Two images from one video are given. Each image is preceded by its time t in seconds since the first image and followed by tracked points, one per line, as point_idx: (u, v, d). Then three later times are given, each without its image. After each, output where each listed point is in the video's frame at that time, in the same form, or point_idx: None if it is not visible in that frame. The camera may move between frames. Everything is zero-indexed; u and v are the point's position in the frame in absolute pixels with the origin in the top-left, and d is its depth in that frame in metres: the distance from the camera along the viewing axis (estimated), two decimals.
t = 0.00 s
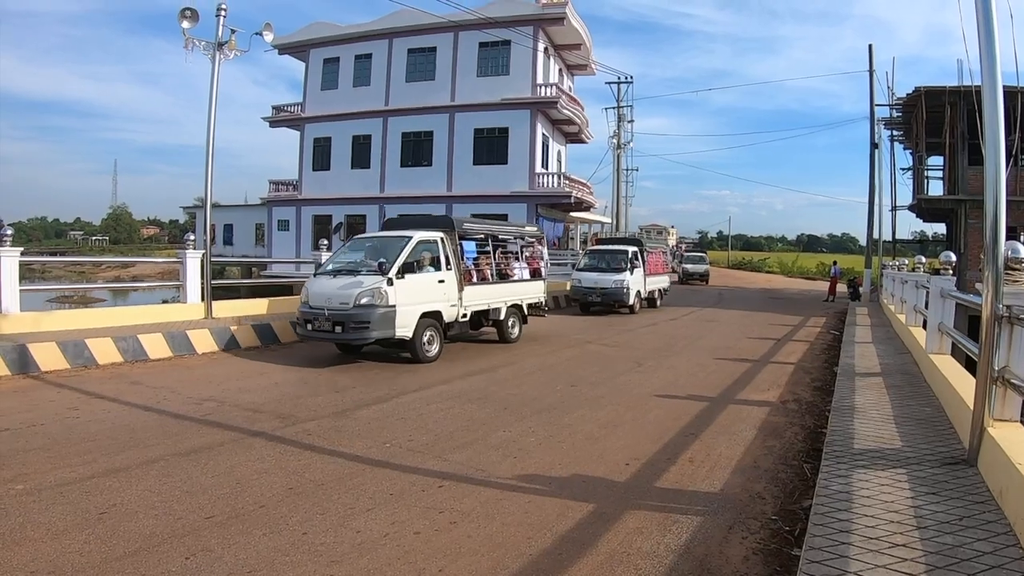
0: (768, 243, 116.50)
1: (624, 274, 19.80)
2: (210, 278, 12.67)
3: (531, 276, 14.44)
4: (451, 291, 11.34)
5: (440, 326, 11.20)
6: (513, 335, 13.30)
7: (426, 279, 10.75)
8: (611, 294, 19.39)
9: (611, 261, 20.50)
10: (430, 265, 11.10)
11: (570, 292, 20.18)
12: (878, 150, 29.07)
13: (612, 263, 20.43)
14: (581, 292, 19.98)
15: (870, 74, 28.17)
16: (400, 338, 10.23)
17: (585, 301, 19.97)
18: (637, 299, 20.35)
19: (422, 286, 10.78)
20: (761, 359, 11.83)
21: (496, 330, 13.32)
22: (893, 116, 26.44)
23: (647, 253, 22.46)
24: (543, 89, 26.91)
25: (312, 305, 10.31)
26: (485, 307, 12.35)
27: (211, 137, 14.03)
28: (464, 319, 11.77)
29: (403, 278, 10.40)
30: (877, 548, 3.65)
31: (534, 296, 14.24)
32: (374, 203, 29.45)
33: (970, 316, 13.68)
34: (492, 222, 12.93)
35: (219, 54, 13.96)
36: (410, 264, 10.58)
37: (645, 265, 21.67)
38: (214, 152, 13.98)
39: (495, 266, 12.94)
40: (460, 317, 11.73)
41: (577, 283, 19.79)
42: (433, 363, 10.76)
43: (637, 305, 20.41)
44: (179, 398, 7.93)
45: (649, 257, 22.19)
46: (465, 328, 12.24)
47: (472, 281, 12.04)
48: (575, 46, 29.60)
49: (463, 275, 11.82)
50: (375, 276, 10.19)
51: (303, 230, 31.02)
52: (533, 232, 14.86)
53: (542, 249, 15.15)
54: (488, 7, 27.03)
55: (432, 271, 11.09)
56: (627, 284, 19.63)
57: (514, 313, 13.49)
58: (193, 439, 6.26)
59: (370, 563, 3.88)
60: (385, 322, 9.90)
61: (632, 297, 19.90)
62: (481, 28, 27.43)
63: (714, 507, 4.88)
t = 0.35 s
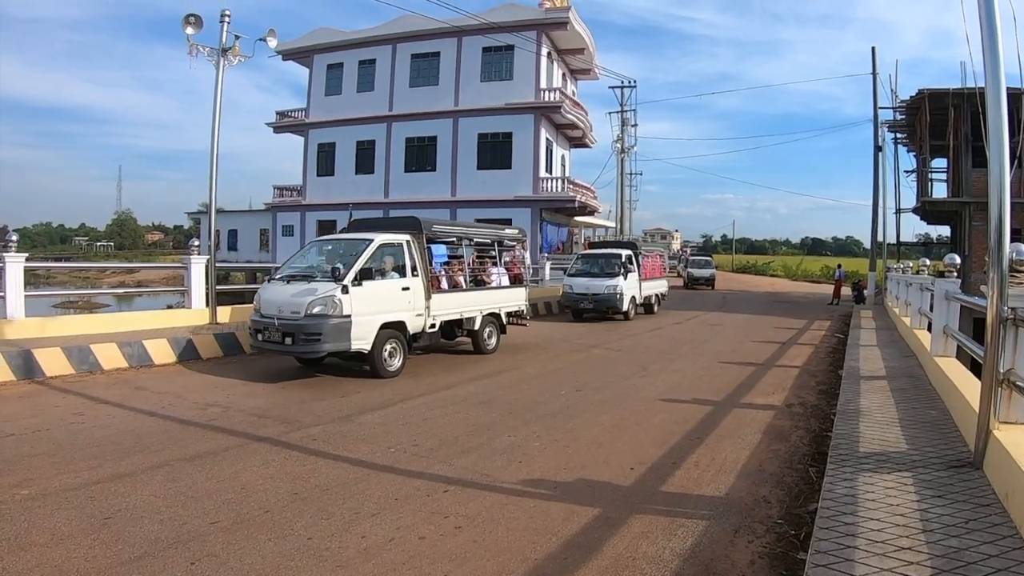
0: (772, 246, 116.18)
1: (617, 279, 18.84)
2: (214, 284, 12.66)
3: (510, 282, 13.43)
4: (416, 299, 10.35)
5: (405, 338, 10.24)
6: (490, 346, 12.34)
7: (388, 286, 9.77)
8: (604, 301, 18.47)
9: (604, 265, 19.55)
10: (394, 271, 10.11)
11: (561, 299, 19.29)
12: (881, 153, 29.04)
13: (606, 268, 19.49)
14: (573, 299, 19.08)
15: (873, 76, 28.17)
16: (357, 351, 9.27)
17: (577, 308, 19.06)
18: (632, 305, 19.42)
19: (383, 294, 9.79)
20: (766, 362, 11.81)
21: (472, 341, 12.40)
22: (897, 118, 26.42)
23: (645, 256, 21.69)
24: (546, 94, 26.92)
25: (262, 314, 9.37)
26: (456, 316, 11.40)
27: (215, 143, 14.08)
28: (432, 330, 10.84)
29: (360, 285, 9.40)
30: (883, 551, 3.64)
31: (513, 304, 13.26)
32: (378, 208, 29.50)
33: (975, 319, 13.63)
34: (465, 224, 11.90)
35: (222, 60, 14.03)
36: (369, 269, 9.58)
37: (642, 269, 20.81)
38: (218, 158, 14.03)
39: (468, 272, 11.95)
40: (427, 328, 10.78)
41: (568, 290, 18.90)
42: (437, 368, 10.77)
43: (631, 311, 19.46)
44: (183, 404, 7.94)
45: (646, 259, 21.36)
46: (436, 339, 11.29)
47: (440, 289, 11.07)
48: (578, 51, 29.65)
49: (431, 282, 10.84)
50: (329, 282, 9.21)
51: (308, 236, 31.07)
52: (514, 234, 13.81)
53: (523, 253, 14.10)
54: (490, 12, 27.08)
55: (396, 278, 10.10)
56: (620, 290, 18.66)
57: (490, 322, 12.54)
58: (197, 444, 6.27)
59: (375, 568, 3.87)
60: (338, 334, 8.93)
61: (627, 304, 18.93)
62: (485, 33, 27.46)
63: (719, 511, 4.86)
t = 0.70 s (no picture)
0: (775, 248, 116.00)
1: (609, 281, 17.89)
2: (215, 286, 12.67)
3: (484, 285, 12.33)
4: (372, 303, 9.45)
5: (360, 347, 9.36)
6: (461, 355, 11.32)
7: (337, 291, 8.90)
8: (594, 304, 17.53)
9: (595, 267, 18.61)
10: (346, 274, 9.21)
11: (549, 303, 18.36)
12: (886, 154, 28.99)
13: (597, 269, 18.54)
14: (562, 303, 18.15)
15: (876, 78, 28.13)
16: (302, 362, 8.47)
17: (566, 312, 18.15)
18: (625, 309, 18.48)
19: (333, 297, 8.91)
20: (770, 364, 11.78)
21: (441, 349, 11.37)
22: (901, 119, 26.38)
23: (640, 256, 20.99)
24: (549, 96, 26.95)
25: (202, 321, 8.64)
26: (420, 323, 10.40)
27: (219, 145, 14.11)
28: (391, 337, 9.88)
29: (304, 289, 8.56)
30: (886, 553, 3.63)
31: (488, 310, 12.22)
32: (382, 210, 29.54)
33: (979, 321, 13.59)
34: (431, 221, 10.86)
35: (226, 62, 14.07)
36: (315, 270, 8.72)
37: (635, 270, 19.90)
38: (222, 160, 14.06)
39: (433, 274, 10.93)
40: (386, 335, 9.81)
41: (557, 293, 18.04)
42: (441, 369, 10.78)
43: (624, 315, 18.49)
44: (185, 406, 7.93)
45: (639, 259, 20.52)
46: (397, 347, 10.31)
47: (401, 292, 10.11)
48: (581, 53, 29.67)
49: (388, 285, 9.88)
50: (270, 286, 8.41)
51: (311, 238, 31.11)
52: (489, 232, 12.65)
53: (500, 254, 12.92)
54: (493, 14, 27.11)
55: (348, 280, 9.20)
56: (611, 293, 17.71)
57: (461, 328, 11.50)
58: (201, 445, 6.28)
59: (378, 570, 3.88)
60: (278, 342, 8.14)
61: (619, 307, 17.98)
62: (488, 35, 27.48)
63: (723, 513, 4.86)
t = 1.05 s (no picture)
0: (777, 251, 115.94)
1: (597, 285, 17.07)
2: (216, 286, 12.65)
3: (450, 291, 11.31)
4: (317, 310, 8.52)
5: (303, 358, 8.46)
6: (422, 367, 10.32)
7: (274, 295, 7.98)
8: (581, 310, 16.74)
9: (583, 271, 17.79)
10: (287, 276, 8.28)
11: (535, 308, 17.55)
12: (887, 157, 29.03)
13: (584, 273, 17.71)
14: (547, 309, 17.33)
15: (878, 81, 28.18)
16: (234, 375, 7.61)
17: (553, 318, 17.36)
18: (614, 314, 17.69)
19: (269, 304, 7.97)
20: (771, 368, 11.78)
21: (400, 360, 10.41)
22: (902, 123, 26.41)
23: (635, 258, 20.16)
24: (551, 99, 26.98)
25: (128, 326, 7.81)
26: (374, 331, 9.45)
27: (220, 147, 14.12)
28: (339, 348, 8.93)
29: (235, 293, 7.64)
30: (888, 556, 3.62)
31: (456, 318, 11.23)
32: (383, 213, 29.57)
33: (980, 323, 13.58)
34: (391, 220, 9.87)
35: (228, 65, 14.09)
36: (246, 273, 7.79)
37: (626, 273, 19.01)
38: (223, 162, 14.07)
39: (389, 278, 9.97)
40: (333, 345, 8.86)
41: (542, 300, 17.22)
42: (442, 372, 10.76)
43: (613, 321, 17.65)
44: (186, 408, 7.93)
45: (632, 261, 19.64)
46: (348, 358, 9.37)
47: (350, 298, 9.16)
48: (583, 56, 29.71)
49: (335, 290, 8.93)
50: (197, 289, 7.52)
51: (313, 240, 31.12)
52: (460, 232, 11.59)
53: (469, 256, 11.84)
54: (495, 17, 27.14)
55: (288, 284, 8.26)
56: (599, 298, 16.88)
57: (424, 338, 10.50)
58: (202, 447, 6.28)
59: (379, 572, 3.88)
60: (202, 353, 7.27)
61: (607, 313, 17.15)
62: (490, 38, 27.52)
63: (723, 516, 4.86)
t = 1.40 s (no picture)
0: (778, 253, 115.82)
1: (583, 288, 16.43)
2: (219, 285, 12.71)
3: (411, 297, 10.43)
4: (251, 316, 7.73)
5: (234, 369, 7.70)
6: (377, 379, 9.47)
7: (199, 299, 7.23)
8: (567, 314, 16.13)
9: (570, 273, 17.16)
10: (217, 279, 7.51)
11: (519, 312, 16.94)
12: (888, 160, 29.03)
13: (571, 276, 17.07)
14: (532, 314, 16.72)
15: (878, 84, 28.24)
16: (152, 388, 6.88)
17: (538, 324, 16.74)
18: (602, 319, 17.05)
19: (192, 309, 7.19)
20: (772, 370, 11.77)
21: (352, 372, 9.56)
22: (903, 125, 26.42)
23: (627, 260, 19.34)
24: (553, 102, 27.00)
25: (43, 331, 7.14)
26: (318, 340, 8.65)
27: (222, 149, 14.14)
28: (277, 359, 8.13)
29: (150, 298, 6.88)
30: (889, 559, 3.61)
31: (416, 325, 10.32)
32: (385, 215, 29.59)
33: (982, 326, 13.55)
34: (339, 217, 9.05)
35: (229, 67, 14.12)
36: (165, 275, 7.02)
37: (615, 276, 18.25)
38: (224, 164, 14.09)
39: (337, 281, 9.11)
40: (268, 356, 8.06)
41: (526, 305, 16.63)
42: (443, 374, 10.75)
43: (602, 325, 16.98)
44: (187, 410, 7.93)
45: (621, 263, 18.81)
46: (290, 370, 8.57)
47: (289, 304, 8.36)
48: (584, 59, 29.72)
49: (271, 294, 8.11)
50: (108, 293, 6.79)
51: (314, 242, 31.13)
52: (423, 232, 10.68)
53: (433, 259, 10.93)
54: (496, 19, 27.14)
55: (216, 287, 7.48)
56: (585, 301, 16.25)
57: (378, 347, 9.62)
58: (203, 449, 6.28)
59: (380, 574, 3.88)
60: (111, 363, 6.55)
61: (594, 318, 16.50)
62: (491, 41, 27.56)
63: (724, 519, 4.85)
